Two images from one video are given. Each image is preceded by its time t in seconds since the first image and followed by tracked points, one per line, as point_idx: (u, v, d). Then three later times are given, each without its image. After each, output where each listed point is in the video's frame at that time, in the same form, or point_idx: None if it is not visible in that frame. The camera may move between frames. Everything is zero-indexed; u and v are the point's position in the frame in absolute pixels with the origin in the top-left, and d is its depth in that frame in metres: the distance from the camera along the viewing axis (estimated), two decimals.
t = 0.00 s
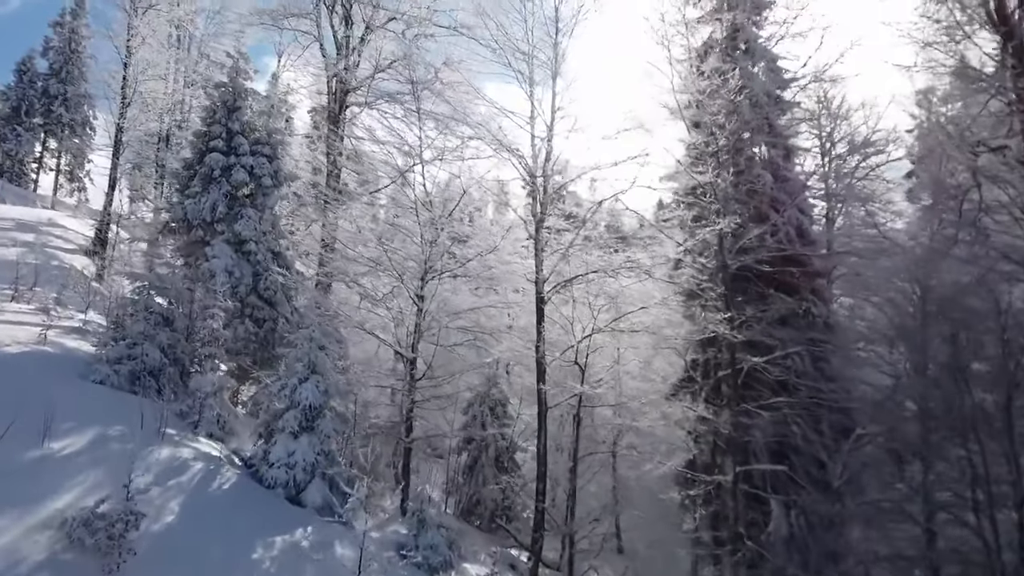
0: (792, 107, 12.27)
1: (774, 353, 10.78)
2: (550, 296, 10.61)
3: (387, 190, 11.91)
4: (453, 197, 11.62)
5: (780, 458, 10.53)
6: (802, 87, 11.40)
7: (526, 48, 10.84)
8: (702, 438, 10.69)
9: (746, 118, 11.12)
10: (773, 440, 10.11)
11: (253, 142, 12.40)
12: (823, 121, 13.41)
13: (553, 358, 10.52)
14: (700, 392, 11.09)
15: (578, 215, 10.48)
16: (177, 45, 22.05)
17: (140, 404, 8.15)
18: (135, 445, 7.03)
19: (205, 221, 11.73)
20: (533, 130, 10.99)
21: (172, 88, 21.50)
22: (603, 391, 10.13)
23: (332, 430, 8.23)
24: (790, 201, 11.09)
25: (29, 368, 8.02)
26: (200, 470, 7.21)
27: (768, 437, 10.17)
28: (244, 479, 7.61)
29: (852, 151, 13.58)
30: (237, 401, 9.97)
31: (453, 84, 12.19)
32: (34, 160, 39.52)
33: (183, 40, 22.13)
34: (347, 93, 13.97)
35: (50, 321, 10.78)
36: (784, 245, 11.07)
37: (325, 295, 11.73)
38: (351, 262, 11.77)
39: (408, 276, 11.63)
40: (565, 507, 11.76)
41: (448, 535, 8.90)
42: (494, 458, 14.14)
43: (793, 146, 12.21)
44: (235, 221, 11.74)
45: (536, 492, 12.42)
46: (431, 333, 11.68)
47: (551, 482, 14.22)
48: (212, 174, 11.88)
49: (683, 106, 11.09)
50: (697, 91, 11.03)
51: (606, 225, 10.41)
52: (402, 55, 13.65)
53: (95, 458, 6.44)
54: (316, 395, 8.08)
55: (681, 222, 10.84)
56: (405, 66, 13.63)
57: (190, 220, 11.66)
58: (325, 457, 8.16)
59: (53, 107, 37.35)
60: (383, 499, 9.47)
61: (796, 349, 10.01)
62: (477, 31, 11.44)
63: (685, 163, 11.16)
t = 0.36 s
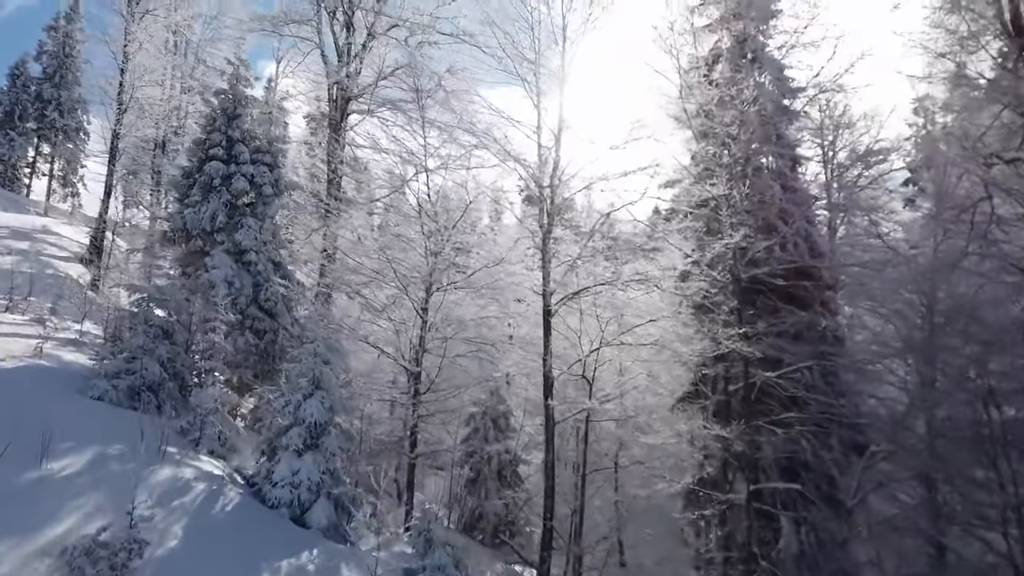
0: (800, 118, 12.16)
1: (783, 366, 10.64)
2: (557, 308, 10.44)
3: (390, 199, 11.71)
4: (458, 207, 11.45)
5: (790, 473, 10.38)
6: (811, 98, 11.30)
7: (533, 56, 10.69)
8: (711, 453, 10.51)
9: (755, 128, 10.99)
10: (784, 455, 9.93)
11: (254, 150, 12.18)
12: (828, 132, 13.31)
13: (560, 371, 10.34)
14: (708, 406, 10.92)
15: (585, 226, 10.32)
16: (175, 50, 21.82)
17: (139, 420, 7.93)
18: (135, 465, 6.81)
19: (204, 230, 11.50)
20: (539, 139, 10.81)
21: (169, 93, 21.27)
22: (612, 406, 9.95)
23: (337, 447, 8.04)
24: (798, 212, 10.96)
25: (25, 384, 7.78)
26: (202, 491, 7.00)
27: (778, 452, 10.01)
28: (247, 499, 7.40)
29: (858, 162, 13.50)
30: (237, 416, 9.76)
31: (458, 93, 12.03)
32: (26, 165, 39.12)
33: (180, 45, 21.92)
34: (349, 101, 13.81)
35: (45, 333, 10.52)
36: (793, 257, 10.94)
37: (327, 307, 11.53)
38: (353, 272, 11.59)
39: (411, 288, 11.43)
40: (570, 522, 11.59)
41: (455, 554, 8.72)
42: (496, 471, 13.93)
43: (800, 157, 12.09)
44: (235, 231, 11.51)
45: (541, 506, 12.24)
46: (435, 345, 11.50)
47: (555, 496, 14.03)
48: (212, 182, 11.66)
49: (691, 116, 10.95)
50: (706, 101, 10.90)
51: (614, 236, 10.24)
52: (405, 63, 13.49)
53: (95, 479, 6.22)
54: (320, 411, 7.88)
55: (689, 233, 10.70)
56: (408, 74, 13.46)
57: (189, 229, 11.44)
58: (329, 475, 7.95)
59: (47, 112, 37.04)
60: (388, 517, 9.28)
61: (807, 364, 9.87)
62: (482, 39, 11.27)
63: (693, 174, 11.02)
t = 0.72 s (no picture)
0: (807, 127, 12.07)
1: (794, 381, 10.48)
2: (564, 320, 10.25)
3: (393, 209, 11.52)
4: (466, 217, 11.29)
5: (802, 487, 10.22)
6: (821, 107, 11.19)
7: (540, 64, 10.56)
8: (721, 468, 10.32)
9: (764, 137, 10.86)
10: (796, 471, 9.77)
11: (254, 157, 11.97)
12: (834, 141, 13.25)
13: (567, 384, 10.18)
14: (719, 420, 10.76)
15: (592, 237, 10.16)
16: (172, 55, 21.66)
17: (140, 436, 7.72)
18: (136, 485, 6.61)
19: (203, 239, 11.27)
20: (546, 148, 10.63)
21: (166, 99, 21.14)
22: (620, 420, 9.78)
23: (343, 463, 7.86)
24: (807, 222, 10.82)
25: (21, 399, 7.57)
26: (204, 511, 6.80)
27: (791, 467, 9.83)
28: (250, 519, 7.21)
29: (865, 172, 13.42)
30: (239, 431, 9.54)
31: (462, 100, 11.87)
32: (19, 169, 38.81)
33: (177, 51, 21.77)
34: (351, 108, 13.66)
35: (40, 344, 10.28)
36: (803, 269, 10.79)
37: (328, 318, 11.36)
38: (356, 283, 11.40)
39: (416, 298, 11.24)
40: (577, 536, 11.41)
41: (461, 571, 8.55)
42: (499, 484, 13.71)
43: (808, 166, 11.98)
44: (235, 240, 11.30)
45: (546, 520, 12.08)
46: (439, 356, 11.33)
47: (560, 509, 13.87)
48: (212, 190, 11.44)
49: (700, 126, 10.83)
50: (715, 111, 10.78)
51: (622, 247, 10.07)
52: (408, 70, 13.35)
53: (95, 502, 6.01)
54: (324, 427, 7.71)
55: (698, 244, 10.58)
56: (410, 80, 13.32)
57: (188, 238, 11.22)
58: (333, 493, 7.73)
59: (40, 116, 36.81)
60: (394, 535, 9.07)
61: (819, 378, 9.75)
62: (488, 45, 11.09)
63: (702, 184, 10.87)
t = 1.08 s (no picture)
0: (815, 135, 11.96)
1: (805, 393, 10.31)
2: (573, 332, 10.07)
3: (397, 217, 11.33)
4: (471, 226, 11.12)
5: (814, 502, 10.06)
6: (831, 116, 11.07)
7: (548, 70, 10.40)
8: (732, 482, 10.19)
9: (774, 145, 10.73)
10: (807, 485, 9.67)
11: (255, 164, 11.76)
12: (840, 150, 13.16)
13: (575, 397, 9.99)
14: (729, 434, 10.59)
15: (601, 247, 9.99)
16: (169, 59, 21.42)
17: (140, 453, 7.51)
18: (138, 505, 6.40)
19: (203, 248, 11.04)
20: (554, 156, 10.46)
21: (163, 104, 20.91)
22: (629, 434, 9.62)
23: (349, 481, 7.65)
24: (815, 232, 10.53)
25: (18, 414, 7.35)
26: (208, 532, 6.59)
27: (802, 481, 9.71)
28: (254, 539, 7.00)
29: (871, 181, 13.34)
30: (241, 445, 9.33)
31: (467, 107, 11.71)
32: (12, 174, 38.44)
33: (173, 55, 21.54)
34: (353, 114, 13.48)
35: (36, 355, 10.04)
36: (812, 280, 10.63)
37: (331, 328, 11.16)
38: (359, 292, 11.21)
39: (420, 309, 11.04)
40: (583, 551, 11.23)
41: None
42: (502, 496, 13.51)
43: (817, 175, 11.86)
44: (236, 248, 11.08)
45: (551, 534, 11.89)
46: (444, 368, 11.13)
47: (564, 522, 13.67)
48: (212, 198, 11.22)
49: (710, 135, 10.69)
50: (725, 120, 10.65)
51: (632, 256, 9.91)
52: (411, 76, 13.19)
53: (97, 523, 5.81)
54: (330, 443, 7.50)
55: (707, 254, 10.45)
56: (413, 86, 13.17)
57: (188, 246, 10.99)
58: (339, 512, 7.51)
59: (33, 120, 36.49)
60: (400, 553, 8.86)
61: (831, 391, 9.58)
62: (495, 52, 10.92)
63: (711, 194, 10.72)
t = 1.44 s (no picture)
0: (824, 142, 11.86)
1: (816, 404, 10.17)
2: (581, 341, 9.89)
3: (401, 223, 11.15)
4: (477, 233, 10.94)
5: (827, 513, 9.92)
6: (841, 122, 10.95)
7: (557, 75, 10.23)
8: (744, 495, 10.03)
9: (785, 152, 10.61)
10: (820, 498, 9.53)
11: (256, 168, 11.52)
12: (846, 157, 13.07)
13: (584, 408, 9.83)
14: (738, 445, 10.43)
15: (610, 255, 9.84)
16: (165, 61, 21.14)
17: (142, 466, 7.31)
18: (140, 522, 6.20)
19: (203, 254, 10.81)
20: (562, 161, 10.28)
21: (160, 106, 20.67)
22: (639, 445, 9.46)
23: (356, 496, 7.48)
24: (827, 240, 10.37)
25: (16, 426, 7.13)
26: (213, 549, 6.41)
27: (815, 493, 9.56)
28: (260, 556, 6.81)
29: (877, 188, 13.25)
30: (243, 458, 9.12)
31: (473, 111, 11.54)
32: (5, 176, 38.02)
33: (170, 57, 21.28)
34: (355, 118, 13.31)
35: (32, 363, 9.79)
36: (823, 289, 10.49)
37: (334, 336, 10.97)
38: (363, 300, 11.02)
39: (425, 316, 10.85)
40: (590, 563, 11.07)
41: None
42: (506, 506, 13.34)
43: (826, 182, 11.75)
44: (237, 255, 10.86)
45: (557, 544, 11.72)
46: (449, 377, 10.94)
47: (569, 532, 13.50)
48: (213, 203, 10.99)
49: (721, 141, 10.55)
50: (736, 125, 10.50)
51: (643, 265, 9.74)
52: (414, 80, 13.02)
53: (99, 543, 5.61)
54: (338, 457, 7.33)
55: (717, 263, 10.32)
56: (417, 90, 13.00)
57: (188, 253, 10.76)
58: (346, 528, 7.33)
59: (26, 122, 36.11)
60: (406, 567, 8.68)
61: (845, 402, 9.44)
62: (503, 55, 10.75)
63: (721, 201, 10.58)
